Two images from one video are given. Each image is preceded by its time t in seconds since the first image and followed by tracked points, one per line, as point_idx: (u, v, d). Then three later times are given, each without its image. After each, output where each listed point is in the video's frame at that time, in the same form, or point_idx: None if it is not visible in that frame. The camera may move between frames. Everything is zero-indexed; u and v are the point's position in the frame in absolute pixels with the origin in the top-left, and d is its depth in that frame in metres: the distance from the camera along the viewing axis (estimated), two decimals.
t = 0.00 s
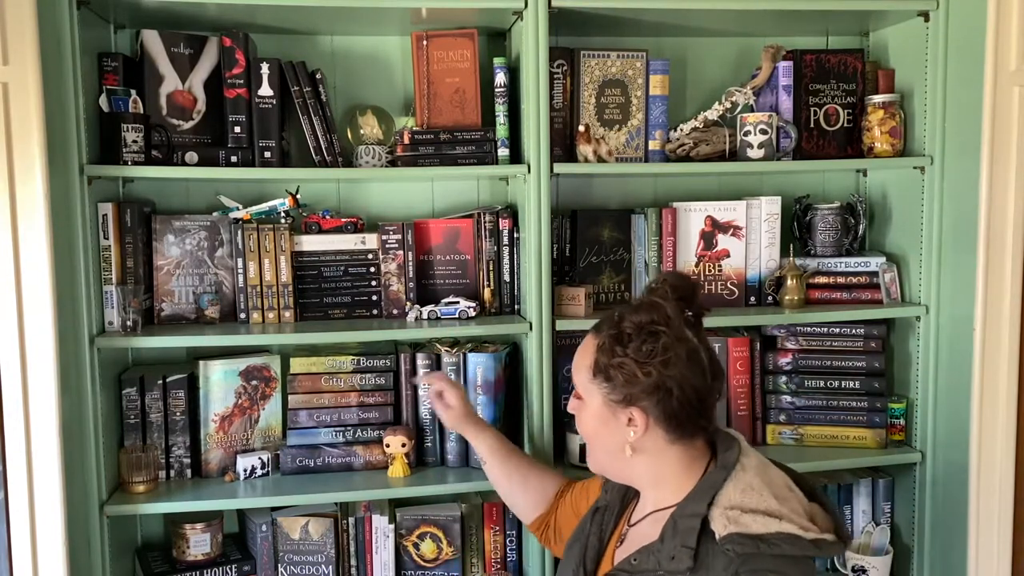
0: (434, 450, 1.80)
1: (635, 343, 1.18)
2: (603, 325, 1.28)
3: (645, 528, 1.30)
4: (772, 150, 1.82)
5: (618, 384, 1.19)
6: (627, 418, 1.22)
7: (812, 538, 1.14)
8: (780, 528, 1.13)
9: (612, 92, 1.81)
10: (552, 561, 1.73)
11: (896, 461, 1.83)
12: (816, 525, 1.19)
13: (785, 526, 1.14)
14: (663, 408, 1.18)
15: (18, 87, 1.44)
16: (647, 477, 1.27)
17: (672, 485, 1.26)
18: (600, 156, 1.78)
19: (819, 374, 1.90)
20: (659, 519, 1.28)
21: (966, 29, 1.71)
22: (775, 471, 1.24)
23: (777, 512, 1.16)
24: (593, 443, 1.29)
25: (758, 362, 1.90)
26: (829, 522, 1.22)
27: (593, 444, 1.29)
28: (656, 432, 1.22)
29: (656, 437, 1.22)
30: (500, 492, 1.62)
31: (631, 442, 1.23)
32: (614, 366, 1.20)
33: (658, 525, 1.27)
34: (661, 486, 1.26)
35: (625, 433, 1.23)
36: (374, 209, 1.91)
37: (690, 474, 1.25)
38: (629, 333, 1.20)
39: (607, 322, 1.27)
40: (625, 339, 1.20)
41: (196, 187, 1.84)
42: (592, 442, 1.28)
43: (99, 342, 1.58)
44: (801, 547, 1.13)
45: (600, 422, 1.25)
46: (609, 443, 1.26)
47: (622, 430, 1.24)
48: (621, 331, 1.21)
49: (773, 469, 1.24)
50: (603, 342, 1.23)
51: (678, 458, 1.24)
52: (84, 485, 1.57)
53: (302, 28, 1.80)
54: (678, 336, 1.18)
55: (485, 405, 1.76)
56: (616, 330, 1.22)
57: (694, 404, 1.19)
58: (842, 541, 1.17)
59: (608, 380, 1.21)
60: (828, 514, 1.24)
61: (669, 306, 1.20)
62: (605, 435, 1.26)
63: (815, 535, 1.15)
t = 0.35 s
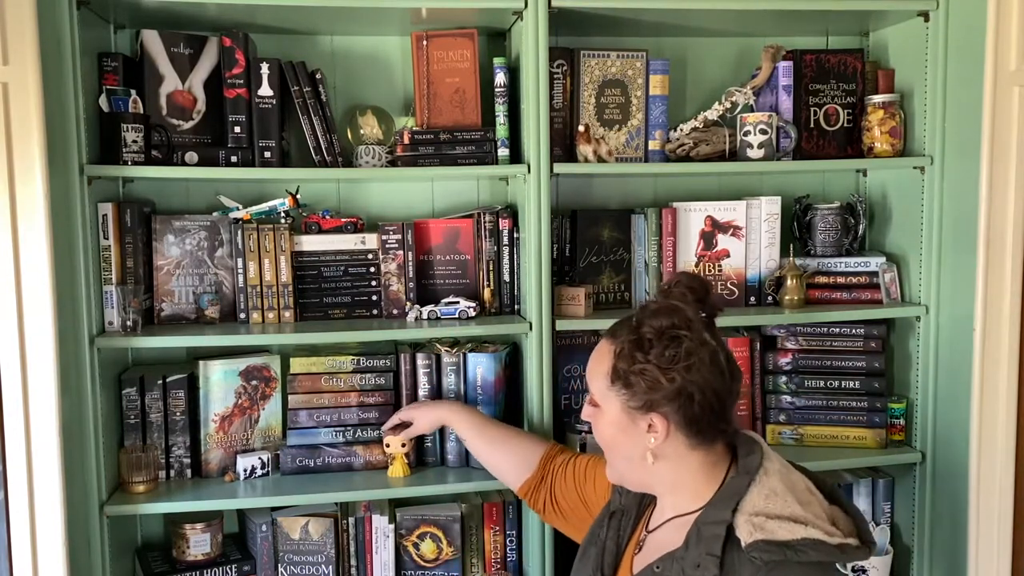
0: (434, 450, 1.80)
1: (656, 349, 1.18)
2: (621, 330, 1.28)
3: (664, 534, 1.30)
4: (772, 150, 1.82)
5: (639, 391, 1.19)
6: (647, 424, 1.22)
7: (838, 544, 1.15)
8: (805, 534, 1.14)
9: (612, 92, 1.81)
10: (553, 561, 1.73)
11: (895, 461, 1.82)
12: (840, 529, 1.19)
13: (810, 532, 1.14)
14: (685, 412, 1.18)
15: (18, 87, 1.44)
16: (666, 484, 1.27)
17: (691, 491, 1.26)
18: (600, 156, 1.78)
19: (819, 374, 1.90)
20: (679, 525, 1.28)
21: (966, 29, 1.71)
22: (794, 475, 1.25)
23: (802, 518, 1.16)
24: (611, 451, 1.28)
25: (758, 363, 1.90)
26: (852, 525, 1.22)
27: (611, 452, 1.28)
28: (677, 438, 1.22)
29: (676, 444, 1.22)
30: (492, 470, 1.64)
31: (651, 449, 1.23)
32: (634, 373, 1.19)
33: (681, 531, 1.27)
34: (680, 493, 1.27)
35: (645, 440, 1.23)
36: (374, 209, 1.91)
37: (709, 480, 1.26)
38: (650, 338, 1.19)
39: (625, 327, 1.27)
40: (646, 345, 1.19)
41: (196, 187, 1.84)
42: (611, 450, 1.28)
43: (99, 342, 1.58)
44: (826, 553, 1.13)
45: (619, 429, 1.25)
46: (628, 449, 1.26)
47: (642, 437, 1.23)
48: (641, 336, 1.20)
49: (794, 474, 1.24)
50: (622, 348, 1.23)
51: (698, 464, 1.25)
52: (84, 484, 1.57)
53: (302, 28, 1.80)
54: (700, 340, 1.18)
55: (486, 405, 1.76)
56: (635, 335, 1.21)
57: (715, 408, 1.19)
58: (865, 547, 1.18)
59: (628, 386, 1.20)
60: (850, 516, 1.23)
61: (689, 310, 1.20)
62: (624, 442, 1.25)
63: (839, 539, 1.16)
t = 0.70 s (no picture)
0: (434, 450, 1.80)
1: (661, 349, 1.17)
2: (623, 330, 1.27)
3: (664, 534, 1.30)
4: (772, 150, 1.82)
5: (642, 391, 1.19)
6: (650, 424, 1.22)
7: (839, 539, 1.15)
8: (809, 530, 1.14)
9: (612, 92, 1.81)
10: (553, 561, 1.73)
11: (895, 461, 1.82)
12: (839, 524, 1.19)
13: (813, 528, 1.14)
14: (688, 412, 1.18)
15: (18, 86, 1.44)
16: (667, 483, 1.27)
17: (690, 491, 1.27)
18: (600, 156, 1.78)
19: (819, 374, 1.90)
20: (679, 525, 1.29)
21: (966, 29, 1.71)
22: (792, 470, 1.25)
23: (804, 514, 1.16)
24: (612, 451, 1.28)
25: (758, 363, 1.90)
26: (849, 521, 1.22)
27: (612, 451, 1.28)
28: (679, 438, 1.22)
29: (678, 443, 1.22)
30: (488, 473, 1.64)
31: (653, 448, 1.23)
32: (639, 372, 1.18)
33: (681, 531, 1.27)
34: (679, 493, 1.27)
35: (646, 439, 1.23)
36: (374, 209, 1.91)
37: (710, 481, 1.26)
38: (654, 338, 1.19)
39: (628, 327, 1.26)
40: (650, 345, 1.18)
41: (196, 187, 1.85)
42: (612, 450, 1.28)
43: (99, 342, 1.58)
44: (830, 547, 1.13)
45: (620, 428, 1.25)
46: (630, 449, 1.26)
47: (643, 436, 1.24)
48: (645, 336, 1.19)
49: (793, 470, 1.25)
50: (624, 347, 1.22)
51: (699, 464, 1.25)
52: (84, 484, 1.57)
53: (302, 28, 1.80)
54: (704, 340, 1.17)
55: (486, 405, 1.76)
56: (639, 335, 1.20)
57: (717, 406, 1.19)
58: (865, 540, 1.18)
59: (632, 386, 1.20)
60: (848, 511, 1.24)
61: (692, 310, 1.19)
62: (625, 441, 1.25)
63: (841, 533, 1.16)
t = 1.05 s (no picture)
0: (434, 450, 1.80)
1: (663, 348, 1.17)
2: (624, 330, 1.28)
3: (662, 533, 1.30)
4: (772, 150, 1.82)
5: (643, 391, 1.19)
6: (650, 424, 1.22)
7: (836, 540, 1.15)
8: (806, 531, 1.14)
9: (612, 92, 1.81)
10: (552, 561, 1.73)
11: (895, 461, 1.82)
12: (836, 525, 1.19)
13: (810, 529, 1.14)
14: (688, 412, 1.18)
15: (18, 86, 1.44)
16: (666, 482, 1.27)
17: (689, 491, 1.27)
18: (600, 156, 1.78)
19: (819, 374, 1.90)
20: (677, 524, 1.28)
21: (967, 29, 1.70)
22: (790, 471, 1.25)
23: (801, 515, 1.16)
24: (611, 450, 1.28)
25: (758, 363, 1.90)
26: (846, 522, 1.22)
27: (611, 451, 1.28)
28: (679, 438, 1.22)
29: (677, 443, 1.22)
30: (488, 471, 1.64)
31: (653, 447, 1.24)
32: (640, 372, 1.18)
33: (679, 530, 1.27)
34: (678, 493, 1.27)
35: (646, 439, 1.24)
36: (374, 209, 1.91)
37: (708, 481, 1.26)
38: (656, 338, 1.19)
39: (629, 327, 1.26)
40: (652, 344, 1.19)
41: (196, 187, 1.85)
42: (611, 449, 1.28)
43: (99, 342, 1.58)
44: (828, 549, 1.13)
45: (619, 427, 1.25)
46: (629, 448, 1.26)
47: (643, 436, 1.24)
48: (647, 335, 1.20)
49: (791, 471, 1.25)
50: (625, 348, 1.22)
51: (698, 464, 1.25)
52: (84, 484, 1.57)
53: (302, 28, 1.80)
54: (705, 340, 1.18)
55: (486, 405, 1.76)
56: (641, 334, 1.20)
57: (718, 407, 1.19)
58: (863, 541, 1.18)
59: (633, 386, 1.20)
60: (844, 512, 1.24)
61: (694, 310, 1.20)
62: (625, 440, 1.25)
63: (838, 535, 1.16)
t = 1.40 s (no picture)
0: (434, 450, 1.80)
1: (676, 347, 1.18)
2: (633, 327, 1.28)
3: (661, 533, 1.30)
4: (772, 150, 1.82)
5: (653, 389, 1.19)
6: (654, 423, 1.22)
7: (835, 540, 1.15)
8: (805, 531, 1.14)
9: (612, 92, 1.81)
10: (552, 561, 1.74)
11: (895, 461, 1.82)
12: (835, 525, 1.20)
13: (810, 529, 1.14)
14: (695, 412, 1.19)
15: (18, 86, 1.44)
16: (666, 482, 1.27)
17: (689, 490, 1.27)
18: (600, 156, 1.78)
19: (819, 374, 1.90)
20: (676, 524, 1.28)
21: (967, 29, 1.71)
22: (789, 471, 1.26)
23: (801, 515, 1.16)
24: (614, 449, 1.28)
25: (758, 363, 1.90)
26: (845, 522, 1.23)
27: (613, 449, 1.28)
28: (682, 437, 1.22)
29: (681, 442, 1.23)
30: (488, 477, 1.64)
31: (656, 447, 1.24)
32: (652, 370, 1.19)
33: (678, 530, 1.27)
34: (679, 493, 1.27)
35: (649, 438, 1.24)
36: (374, 209, 1.91)
37: (709, 481, 1.27)
38: (670, 336, 1.19)
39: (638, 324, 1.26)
40: (665, 343, 1.19)
41: (196, 187, 1.84)
42: (613, 448, 1.28)
43: (99, 342, 1.58)
44: (827, 549, 1.14)
45: (623, 426, 1.25)
46: (632, 448, 1.26)
47: (646, 435, 1.24)
48: (660, 333, 1.20)
49: (790, 471, 1.25)
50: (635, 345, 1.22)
51: (699, 463, 1.25)
52: (84, 484, 1.57)
53: (302, 28, 1.80)
54: (717, 341, 1.19)
55: (486, 405, 1.76)
56: (654, 332, 1.21)
57: (723, 408, 1.21)
58: (861, 541, 1.18)
59: (643, 383, 1.20)
60: (842, 512, 1.24)
61: (708, 310, 1.21)
62: (628, 440, 1.25)
63: (837, 535, 1.16)
